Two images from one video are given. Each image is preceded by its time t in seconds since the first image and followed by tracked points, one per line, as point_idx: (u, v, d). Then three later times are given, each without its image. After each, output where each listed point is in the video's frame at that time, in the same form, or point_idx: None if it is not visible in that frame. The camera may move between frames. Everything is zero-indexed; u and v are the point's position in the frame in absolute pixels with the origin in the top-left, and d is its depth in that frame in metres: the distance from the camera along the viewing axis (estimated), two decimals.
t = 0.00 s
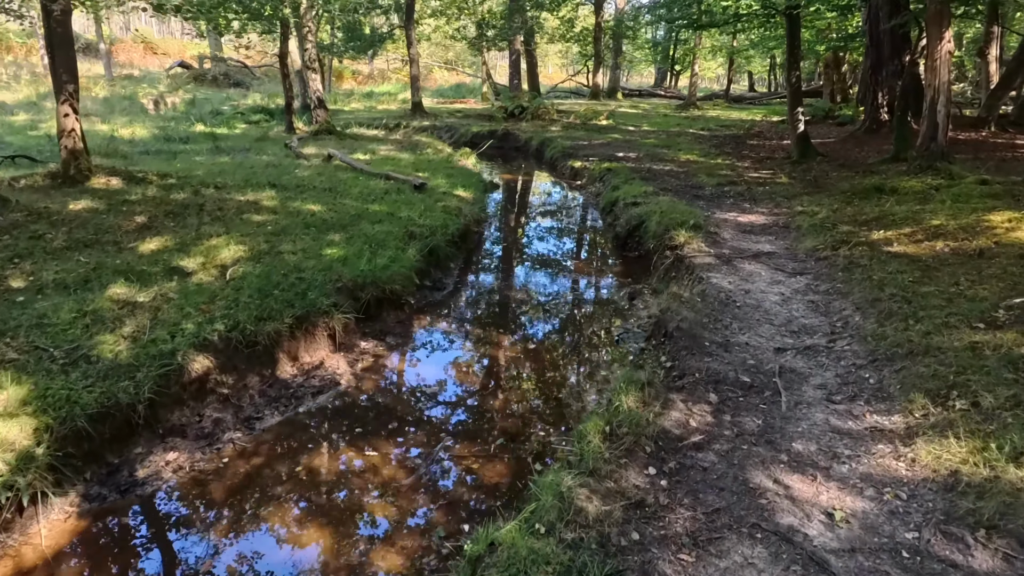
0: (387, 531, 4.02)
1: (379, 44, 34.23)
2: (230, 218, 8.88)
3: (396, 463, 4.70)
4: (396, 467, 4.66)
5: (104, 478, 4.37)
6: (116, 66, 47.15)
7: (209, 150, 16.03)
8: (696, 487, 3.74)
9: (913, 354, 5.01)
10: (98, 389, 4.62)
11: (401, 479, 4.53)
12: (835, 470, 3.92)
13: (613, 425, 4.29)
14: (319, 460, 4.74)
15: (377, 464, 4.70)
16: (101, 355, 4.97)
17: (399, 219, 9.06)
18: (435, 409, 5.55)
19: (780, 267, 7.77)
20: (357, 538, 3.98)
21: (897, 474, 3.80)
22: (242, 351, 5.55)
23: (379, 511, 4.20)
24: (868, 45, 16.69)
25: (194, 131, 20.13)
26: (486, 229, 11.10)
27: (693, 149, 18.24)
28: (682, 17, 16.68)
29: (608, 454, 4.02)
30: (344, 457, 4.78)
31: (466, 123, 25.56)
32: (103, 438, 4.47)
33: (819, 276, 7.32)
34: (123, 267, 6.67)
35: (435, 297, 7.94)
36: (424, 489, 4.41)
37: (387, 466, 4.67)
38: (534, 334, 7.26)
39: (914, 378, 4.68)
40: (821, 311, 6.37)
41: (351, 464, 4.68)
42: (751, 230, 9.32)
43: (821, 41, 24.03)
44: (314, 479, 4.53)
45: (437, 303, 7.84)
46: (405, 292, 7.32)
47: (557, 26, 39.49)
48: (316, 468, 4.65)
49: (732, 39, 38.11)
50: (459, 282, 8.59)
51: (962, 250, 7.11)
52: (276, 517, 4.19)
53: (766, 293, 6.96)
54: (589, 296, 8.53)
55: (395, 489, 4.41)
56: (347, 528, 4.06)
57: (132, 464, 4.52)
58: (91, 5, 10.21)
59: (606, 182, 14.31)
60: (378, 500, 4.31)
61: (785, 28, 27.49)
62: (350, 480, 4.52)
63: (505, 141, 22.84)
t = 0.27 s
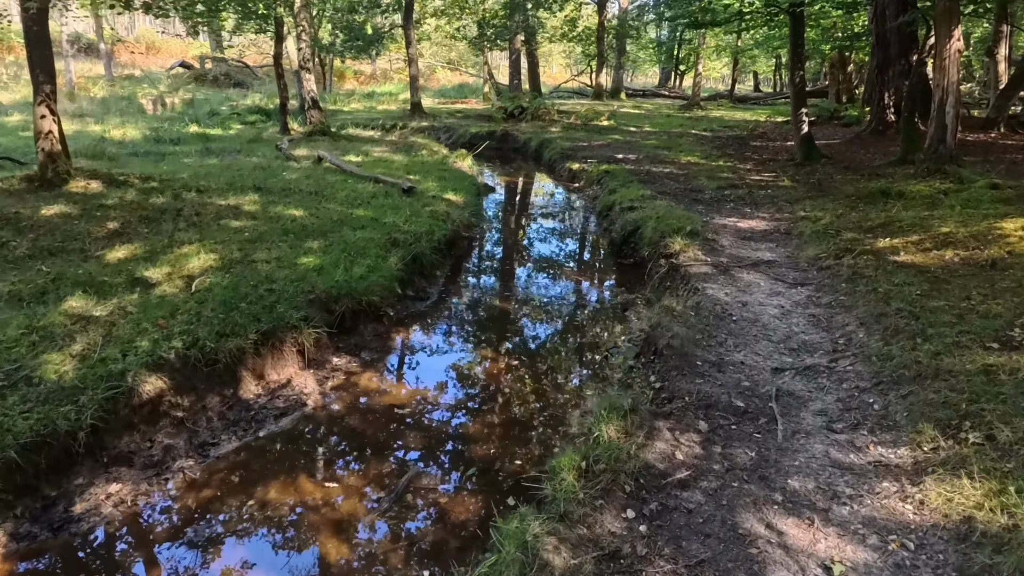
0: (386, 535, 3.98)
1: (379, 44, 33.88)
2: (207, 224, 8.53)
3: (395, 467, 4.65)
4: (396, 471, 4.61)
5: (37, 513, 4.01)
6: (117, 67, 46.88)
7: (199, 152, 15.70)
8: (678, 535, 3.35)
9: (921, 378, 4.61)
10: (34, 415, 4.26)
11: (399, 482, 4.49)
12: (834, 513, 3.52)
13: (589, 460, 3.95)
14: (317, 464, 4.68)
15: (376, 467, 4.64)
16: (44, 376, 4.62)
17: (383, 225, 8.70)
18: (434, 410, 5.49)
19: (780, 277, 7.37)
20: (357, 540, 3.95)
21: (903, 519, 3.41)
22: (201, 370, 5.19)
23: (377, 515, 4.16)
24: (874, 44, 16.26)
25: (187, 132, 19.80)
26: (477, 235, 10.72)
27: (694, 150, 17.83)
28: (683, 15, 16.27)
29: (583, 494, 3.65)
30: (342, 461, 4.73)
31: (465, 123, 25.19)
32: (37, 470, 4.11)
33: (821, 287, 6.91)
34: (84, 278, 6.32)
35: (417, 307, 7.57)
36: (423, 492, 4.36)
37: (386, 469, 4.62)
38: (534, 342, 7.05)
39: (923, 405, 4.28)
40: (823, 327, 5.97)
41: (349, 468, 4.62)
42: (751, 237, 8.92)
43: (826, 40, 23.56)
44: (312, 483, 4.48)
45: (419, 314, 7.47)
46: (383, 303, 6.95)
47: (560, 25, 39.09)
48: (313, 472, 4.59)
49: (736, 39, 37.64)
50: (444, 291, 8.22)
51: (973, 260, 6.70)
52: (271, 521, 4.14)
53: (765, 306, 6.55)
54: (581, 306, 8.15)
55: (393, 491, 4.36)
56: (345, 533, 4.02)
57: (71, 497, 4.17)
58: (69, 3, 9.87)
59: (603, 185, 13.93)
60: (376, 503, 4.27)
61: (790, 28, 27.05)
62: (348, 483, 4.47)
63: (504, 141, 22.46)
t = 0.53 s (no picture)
0: (388, 539, 3.96)
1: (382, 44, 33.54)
2: (183, 229, 8.19)
3: (397, 472, 4.63)
4: (398, 476, 4.58)
5: None
6: (121, 67, 46.71)
7: (190, 153, 15.40)
8: None
9: (932, 405, 4.21)
10: None
11: (402, 487, 4.47)
12: (833, 564, 3.14)
13: (559, 501, 3.64)
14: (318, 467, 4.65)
15: (377, 472, 4.62)
16: None
17: (367, 231, 8.34)
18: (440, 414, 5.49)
19: (781, 287, 6.97)
20: (359, 546, 3.91)
21: (911, 574, 3.01)
22: (155, 390, 4.85)
23: (379, 519, 4.14)
24: (883, 44, 15.81)
25: (183, 133, 19.50)
26: (468, 240, 10.36)
27: (698, 152, 17.42)
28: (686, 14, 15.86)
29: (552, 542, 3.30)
30: (343, 465, 4.70)
31: (466, 124, 24.86)
32: None
33: (824, 298, 6.51)
34: (42, 288, 6.00)
35: (399, 318, 7.21)
36: (427, 498, 4.35)
37: (387, 475, 4.59)
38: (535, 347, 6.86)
39: (933, 437, 3.88)
40: (826, 343, 5.57)
41: (351, 473, 4.59)
42: (752, 244, 8.51)
43: (834, 39, 23.09)
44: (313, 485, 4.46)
45: (400, 325, 7.11)
46: (360, 314, 6.60)
47: (565, 25, 38.71)
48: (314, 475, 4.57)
49: (744, 39, 37.12)
50: (429, 300, 7.86)
51: (987, 272, 6.28)
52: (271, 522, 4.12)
53: (764, 319, 6.16)
54: (572, 316, 7.77)
55: (396, 497, 4.35)
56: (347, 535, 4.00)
57: None
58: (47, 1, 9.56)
59: (602, 188, 13.57)
60: (379, 508, 4.25)
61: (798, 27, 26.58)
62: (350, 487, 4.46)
63: (505, 143, 22.09)
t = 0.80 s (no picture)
0: (393, 542, 3.94)
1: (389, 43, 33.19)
2: (163, 233, 7.89)
3: (403, 472, 4.58)
4: (403, 476, 4.53)
5: None
6: (129, 67, 46.60)
7: (187, 153, 15.13)
8: None
9: (948, 433, 3.81)
10: None
11: (407, 488, 4.42)
12: None
13: (526, 546, 3.31)
14: (322, 467, 4.61)
15: (383, 472, 4.57)
16: None
17: (354, 234, 8.01)
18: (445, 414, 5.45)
19: (786, 296, 6.56)
20: (361, 549, 3.89)
21: None
22: (108, 408, 4.54)
23: (385, 521, 4.12)
24: (898, 40, 15.31)
25: (182, 132, 19.23)
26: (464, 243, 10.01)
27: (706, 152, 16.97)
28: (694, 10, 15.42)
29: None
30: (348, 465, 4.65)
31: (471, 123, 24.53)
32: None
33: (831, 308, 6.10)
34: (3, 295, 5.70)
35: (383, 327, 6.88)
36: (433, 499, 4.31)
37: (393, 475, 4.54)
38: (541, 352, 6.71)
39: (949, 471, 3.50)
40: (832, 359, 5.17)
41: (355, 473, 4.54)
42: (757, 249, 8.10)
43: (847, 37, 22.56)
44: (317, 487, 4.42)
45: (384, 333, 6.78)
46: (339, 323, 6.26)
47: (573, 23, 38.29)
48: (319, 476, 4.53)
49: (757, 37, 36.51)
50: (416, 307, 7.51)
51: (1008, 282, 5.86)
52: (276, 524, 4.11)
53: (766, 331, 5.75)
54: (565, 325, 7.40)
55: (401, 498, 4.31)
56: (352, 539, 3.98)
57: None
58: None
59: (605, 189, 13.19)
60: (384, 509, 4.22)
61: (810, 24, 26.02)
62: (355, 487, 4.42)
63: (510, 142, 21.73)
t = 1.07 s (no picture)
0: (397, 544, 3.89)
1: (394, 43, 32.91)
2: (142, 236, 7.59)
3: (406, 475, 4.49)
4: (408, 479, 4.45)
5: None
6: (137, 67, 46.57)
7: (183, 152, 14.86)
8: None
9: (971, 465, 3.44)
10: None
11: (411, 490, 4.34)
12: None
13: None
14: (324, 470, 4.50)
15: (386, 474, 4.48)
16: None
17: (341, 237, 7.67)
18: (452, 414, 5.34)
19: (793, 304, 6.17)
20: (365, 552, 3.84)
21: None
22: (59, 426, 4.21)
23: (389, 522, 4.06)
24: (912, 37, 14.86)
25: (181, 131, 18.97)
26: (459, 246, 9.67)
27: (713, 152, 16.55)
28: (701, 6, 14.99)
29: None
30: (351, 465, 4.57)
31: (476, 123, 24.18)
32: None
33: (841, 319, 5.71)
34: None
35: (367, 335, 6.55)
36: (438, 501, 4.24)
37: (397, 476, 4.46)
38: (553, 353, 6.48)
39: (973, 511, 3.13)
40: (842, 375, 4.79)
41: (358, 474, 4.46)
42: (763, 254, 7.71)
43: (860, 35, 22.04)
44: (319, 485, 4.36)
45: (367, 341, 6.44)
46: (318, 332, 5.92)
47: (581, 22, 37.85)
48: (322, 476, 4.44)
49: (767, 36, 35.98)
50: (404, 313, 7.17)
51: None
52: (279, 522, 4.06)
53: (772, 343, 5.37)
54: (559, 332, 7.03)
55: (404, 501, 4.23)
56: (354, 542, 3.93)
57: None
58: None
59: (608, 190, 12.82)
60: (388, 511, 4.16)
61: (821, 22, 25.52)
62: (358, 488, 4.34)
63: (514, 142, 21.37)
